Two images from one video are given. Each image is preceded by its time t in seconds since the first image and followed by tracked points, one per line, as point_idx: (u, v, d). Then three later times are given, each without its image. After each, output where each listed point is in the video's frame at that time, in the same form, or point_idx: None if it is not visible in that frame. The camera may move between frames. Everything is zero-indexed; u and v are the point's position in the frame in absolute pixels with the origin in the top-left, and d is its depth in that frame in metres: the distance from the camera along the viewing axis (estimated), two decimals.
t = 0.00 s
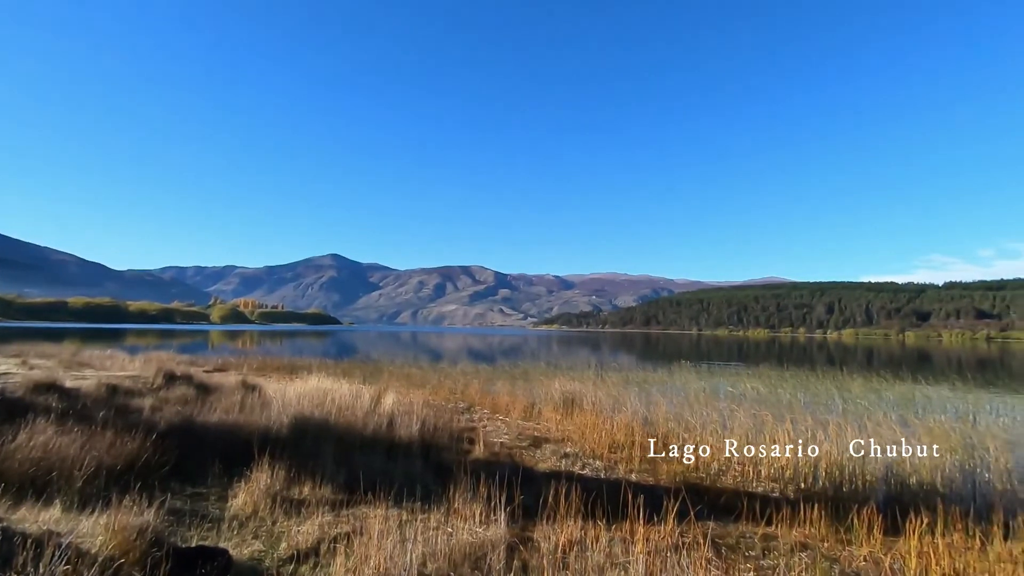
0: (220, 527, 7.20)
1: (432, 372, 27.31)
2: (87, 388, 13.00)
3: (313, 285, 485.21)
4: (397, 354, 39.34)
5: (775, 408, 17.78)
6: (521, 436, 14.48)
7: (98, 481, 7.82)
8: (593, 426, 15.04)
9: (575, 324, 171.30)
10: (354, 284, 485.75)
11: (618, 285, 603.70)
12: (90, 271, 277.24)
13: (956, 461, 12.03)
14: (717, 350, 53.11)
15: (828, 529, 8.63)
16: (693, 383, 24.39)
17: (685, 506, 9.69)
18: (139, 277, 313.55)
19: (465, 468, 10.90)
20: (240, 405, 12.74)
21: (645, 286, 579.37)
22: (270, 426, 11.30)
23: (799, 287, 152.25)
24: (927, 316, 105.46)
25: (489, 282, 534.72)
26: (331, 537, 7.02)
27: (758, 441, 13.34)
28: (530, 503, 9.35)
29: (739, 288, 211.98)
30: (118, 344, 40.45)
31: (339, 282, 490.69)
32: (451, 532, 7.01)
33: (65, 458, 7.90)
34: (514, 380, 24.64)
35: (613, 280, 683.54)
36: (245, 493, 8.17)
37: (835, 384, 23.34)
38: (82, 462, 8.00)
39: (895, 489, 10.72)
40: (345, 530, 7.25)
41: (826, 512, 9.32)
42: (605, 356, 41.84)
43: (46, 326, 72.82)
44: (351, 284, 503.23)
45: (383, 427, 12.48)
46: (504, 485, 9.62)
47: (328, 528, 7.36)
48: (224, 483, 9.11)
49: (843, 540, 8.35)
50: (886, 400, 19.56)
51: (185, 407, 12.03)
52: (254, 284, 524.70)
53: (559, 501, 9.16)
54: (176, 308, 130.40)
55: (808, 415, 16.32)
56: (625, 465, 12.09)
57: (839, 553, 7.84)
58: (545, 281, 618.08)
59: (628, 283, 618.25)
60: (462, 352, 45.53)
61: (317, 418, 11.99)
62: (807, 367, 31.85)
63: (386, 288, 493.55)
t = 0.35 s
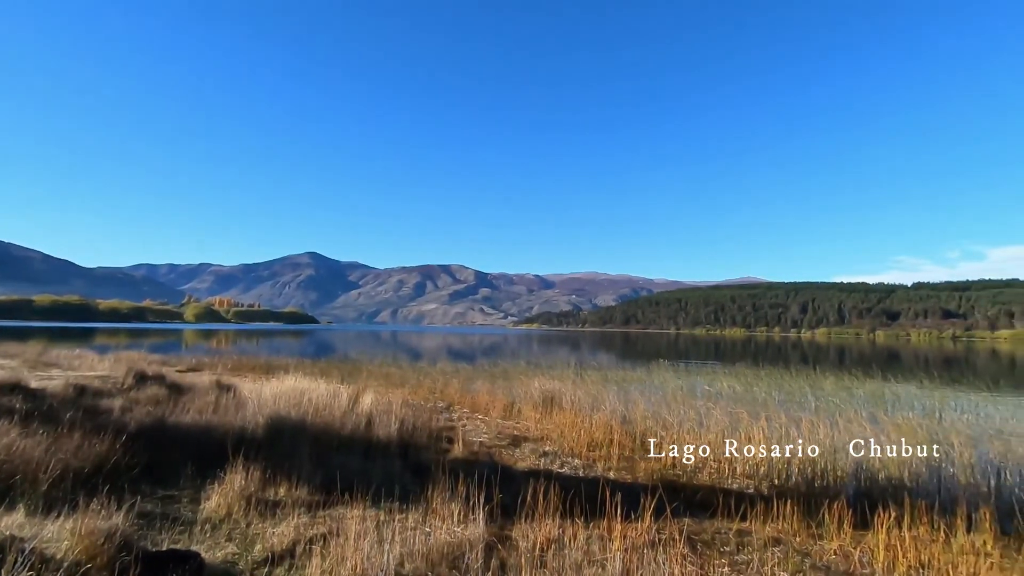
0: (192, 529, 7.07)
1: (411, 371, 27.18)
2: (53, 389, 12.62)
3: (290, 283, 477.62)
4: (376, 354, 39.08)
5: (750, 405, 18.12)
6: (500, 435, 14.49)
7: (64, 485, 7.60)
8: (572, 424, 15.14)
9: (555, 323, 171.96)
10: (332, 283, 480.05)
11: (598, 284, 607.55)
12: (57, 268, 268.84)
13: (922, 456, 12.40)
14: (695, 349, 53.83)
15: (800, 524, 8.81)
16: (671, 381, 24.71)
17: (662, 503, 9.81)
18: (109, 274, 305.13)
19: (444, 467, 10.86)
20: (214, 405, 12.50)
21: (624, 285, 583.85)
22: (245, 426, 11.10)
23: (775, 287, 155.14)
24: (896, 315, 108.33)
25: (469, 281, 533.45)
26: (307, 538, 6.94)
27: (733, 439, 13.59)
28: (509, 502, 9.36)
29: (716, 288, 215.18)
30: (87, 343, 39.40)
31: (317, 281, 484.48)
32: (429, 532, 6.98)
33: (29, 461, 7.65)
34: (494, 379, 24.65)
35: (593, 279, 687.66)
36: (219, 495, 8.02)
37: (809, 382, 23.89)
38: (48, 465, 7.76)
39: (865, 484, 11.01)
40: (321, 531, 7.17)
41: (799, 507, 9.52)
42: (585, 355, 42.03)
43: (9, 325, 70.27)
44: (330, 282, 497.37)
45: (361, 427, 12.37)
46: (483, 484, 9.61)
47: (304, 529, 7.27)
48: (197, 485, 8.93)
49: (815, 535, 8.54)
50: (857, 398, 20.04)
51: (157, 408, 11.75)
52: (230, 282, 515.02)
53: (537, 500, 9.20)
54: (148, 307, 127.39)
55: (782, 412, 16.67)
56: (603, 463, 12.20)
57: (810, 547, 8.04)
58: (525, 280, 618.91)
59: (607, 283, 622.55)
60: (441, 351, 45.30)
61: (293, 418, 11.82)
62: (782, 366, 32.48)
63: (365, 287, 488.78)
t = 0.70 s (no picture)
0: (168, 532, 6.94)
1: (393, 371, 27.01)
2: (23, 389, 12.28)
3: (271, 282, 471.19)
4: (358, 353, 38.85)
5: (730, 404, 18.36)
6: (483, 434, 14.46)
7: (33, 487, 7.41)
8: (554, 424, 15.17)
9: (538, 323, 172.25)
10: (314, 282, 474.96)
11: (581, 284, 610.27)
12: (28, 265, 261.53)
13: (895, 453, 12.67)
14: (676, 348, 54.38)
15: (777, 521, 8.95)
16: (653, 380, 24.93)
17: (642, 501, 9.88)
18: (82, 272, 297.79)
19: (425, 467, 10.82)
20: (191, 406, 12.27)
21: (608, 285, 587.27)
22: (223, 427, 10.92)
23: (755, 288, 157.39)
24: (872, 316, 110.69)
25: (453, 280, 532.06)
26: (287, 540, 6.86)
27: (713, 437, 13.75)
28: (490, 502, 9.36)
29: (697, 288, 217.70)
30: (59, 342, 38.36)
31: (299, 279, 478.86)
32: (410, 532, 6.97)
33: None
34: (477, 379, 24.61)
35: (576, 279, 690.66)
36: (196, 497, 7.90)
37: (787, 380, 24.30)
38: (17, 467, 7.56)
39: (840, 481, 11.23)
40: (301, 532, 7.10)
41: (776, 504, 9.67)
42: (568, 354, 42.28)
43: None
44: (311, 281, 491.95)
45: (343, 427, 12.27)
46: (464, 484, 9.59)
47: (283, 530, 7.19)
48: (173, 487, 8.77)
49: (791, 531, 8.67)
50: (834, 396, 20.42)
51: (133, 408, 11.50)
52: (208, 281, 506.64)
53: (519, 499, 9.21)
54: (123, 305, 124.64)
55: (761, 411, 16.93)
56: (585, 462, 12.25)
57: (787, 544, 8.16)
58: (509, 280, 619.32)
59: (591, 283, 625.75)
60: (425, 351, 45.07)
61: (273, 418, 11.66)
62: (761, 365, 32.98)
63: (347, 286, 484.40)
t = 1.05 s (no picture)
0: (149, 533, 6.84)
1: (381, 371, 26.87)
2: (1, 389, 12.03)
3: (257, 281, 466.52)
4: (346, 353, 38.64)
5: (716, 404, 18.51)
6: (470, 434, 14.46)
7: (11, 489, 7.27)
8: (542, 424, 15.21)
9: (527, 323, 172.39)
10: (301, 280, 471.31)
11: (569, 284, 611.75)
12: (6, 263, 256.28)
13: (877, 452, 12.85)
14: (664, 348, 54.74)
15: (761, 519, 9.04)
16: (640, 380, 25.06)
17: (629, 501, 9.93)
18: (63, 270, 292.52)
19: (412, 467, 10.79)
20: (175, 406, 12.12)
21: (596, 285, 589.58)
22: (207, 427, 10.80)
23: (742, 289, 158.90)
24: (856, 317, 112.31)
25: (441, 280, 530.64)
26: (271, 541, 6.80)
27: (699, 437, 13.86)
28: (477, 501, 9.36)
29: (684, 289, 219.21)
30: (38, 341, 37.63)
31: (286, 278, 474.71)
32: (396, 532, 6.94)
33: None
34: (465, 379, 24.57)
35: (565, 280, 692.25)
36: (179, 498, 7.80)
37: (772, 380, 24.63)
38: None
39: (823, 480, 11.38)
40: (285, 533, 7.05)
41: (760, 503, 9.77)
42: (556, 354, 42.42)
43: None
44: (298, 280, 487.85)
45: (329, 427, 12.19)
46: (451, 483, 9.59)
47: (267, 531, 7.13)
48: (156, 487, 8.67)
49: (775, 530, 8.77)
50: (818, 396, 20.67)
51: (115, 408, 11.33)
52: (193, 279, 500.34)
53: (506, 499, 9.21)
54: (106, 303, 122.70)
55: (746, 411, 17.10)
56: (572, 462, 12.28)
57: (770, 542, 8.25)
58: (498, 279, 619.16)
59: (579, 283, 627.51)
60: (413, 351, 44.95)
61: (259, 418, 11.56)
62: (746, 365, 33.33)
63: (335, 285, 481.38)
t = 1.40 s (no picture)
0: (129, 536, 6.74)
1: (367, 371, 26.70)
2: None
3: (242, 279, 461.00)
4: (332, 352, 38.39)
5: (702, 404, 18.65)
6: (457, 434, 14.42)
7: None
8: (529, 423, 15.23)
9: (514, 323, 172.35)
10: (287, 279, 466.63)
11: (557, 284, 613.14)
12: None
13: (859, 451, 13.03)
14: (650, 349, 55.01)
15: (745, 517, 9.14)
16: (627, 380, 25.17)
17: (614, 500, 9.97)
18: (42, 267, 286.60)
19: (399, 467, 10.74)
20: (156, 406, 11.92)
21: (584, 285, 591.30)
22: (190, 427, 10.66)
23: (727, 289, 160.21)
24: (839, 317, 113.80)
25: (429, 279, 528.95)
26: (254, 542, 6.73)
27: (685, 437, 13.95)
28: (464, 501, 9.35)
29: (670, 289, 220.81)
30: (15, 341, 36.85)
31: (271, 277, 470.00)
32: (381, 532, 6.90)
33: None
34: (452, 379, 24.50)
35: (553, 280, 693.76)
36: (160, 499, 7.68)
37: (757, 380, 24.86)
38: None
39: (806, 479, 11.53)
40: (269, 534, 6.98)
41: (744, 501, 9.87)
42: (544, 354, 42.48)
43: None
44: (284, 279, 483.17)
45: (314, 427, 12.08)
46: (438, 483, 9.56)
47: (251, 532, 7.05)
48: (137, 489, 8.54)
49: (758, 528, 8.86)
50: (802, 396, 20.90)
51: (94, 408, 11.13)
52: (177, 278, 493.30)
53: (491, 499, 9.21)
54: (86, 302, 120.37)
55: (731, 410, 17.25)
56: (559, 462, 12.31)
57: (754, 540, 8.33)
58: (486, 279, 618.74)
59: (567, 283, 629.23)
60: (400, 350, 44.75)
61: (242, 418, 11.43)
62: (732, 365, 33.62)
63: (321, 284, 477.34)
